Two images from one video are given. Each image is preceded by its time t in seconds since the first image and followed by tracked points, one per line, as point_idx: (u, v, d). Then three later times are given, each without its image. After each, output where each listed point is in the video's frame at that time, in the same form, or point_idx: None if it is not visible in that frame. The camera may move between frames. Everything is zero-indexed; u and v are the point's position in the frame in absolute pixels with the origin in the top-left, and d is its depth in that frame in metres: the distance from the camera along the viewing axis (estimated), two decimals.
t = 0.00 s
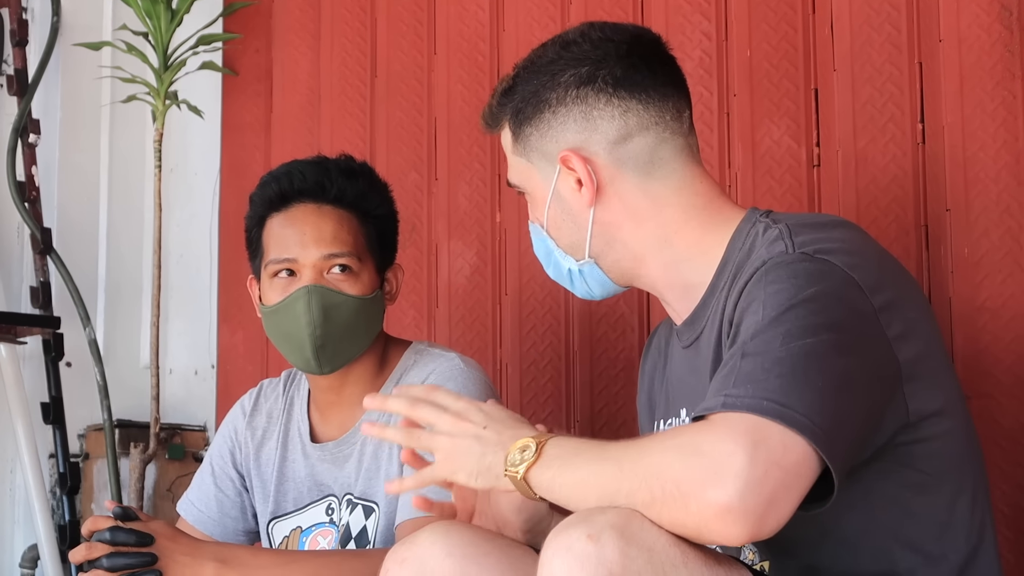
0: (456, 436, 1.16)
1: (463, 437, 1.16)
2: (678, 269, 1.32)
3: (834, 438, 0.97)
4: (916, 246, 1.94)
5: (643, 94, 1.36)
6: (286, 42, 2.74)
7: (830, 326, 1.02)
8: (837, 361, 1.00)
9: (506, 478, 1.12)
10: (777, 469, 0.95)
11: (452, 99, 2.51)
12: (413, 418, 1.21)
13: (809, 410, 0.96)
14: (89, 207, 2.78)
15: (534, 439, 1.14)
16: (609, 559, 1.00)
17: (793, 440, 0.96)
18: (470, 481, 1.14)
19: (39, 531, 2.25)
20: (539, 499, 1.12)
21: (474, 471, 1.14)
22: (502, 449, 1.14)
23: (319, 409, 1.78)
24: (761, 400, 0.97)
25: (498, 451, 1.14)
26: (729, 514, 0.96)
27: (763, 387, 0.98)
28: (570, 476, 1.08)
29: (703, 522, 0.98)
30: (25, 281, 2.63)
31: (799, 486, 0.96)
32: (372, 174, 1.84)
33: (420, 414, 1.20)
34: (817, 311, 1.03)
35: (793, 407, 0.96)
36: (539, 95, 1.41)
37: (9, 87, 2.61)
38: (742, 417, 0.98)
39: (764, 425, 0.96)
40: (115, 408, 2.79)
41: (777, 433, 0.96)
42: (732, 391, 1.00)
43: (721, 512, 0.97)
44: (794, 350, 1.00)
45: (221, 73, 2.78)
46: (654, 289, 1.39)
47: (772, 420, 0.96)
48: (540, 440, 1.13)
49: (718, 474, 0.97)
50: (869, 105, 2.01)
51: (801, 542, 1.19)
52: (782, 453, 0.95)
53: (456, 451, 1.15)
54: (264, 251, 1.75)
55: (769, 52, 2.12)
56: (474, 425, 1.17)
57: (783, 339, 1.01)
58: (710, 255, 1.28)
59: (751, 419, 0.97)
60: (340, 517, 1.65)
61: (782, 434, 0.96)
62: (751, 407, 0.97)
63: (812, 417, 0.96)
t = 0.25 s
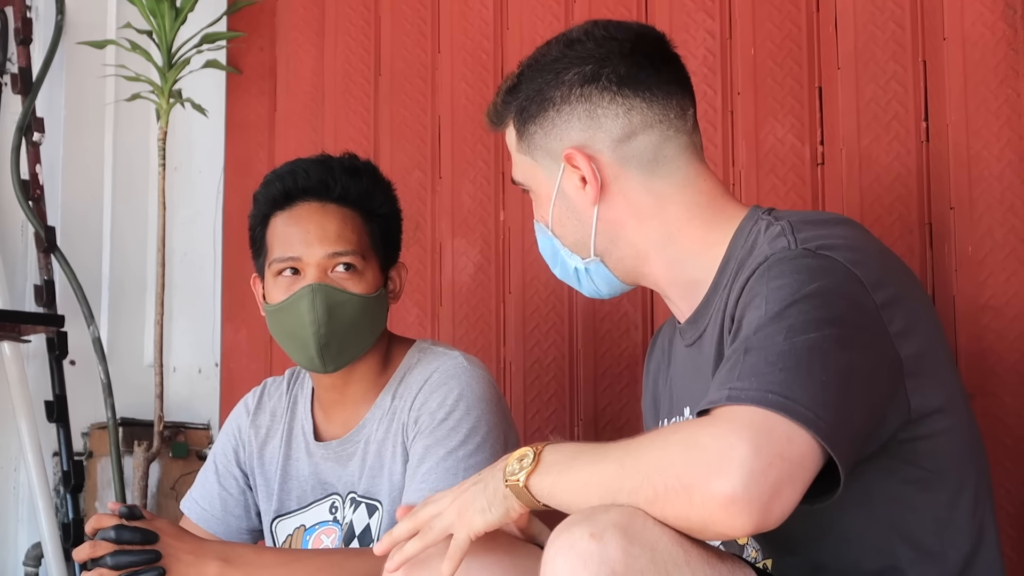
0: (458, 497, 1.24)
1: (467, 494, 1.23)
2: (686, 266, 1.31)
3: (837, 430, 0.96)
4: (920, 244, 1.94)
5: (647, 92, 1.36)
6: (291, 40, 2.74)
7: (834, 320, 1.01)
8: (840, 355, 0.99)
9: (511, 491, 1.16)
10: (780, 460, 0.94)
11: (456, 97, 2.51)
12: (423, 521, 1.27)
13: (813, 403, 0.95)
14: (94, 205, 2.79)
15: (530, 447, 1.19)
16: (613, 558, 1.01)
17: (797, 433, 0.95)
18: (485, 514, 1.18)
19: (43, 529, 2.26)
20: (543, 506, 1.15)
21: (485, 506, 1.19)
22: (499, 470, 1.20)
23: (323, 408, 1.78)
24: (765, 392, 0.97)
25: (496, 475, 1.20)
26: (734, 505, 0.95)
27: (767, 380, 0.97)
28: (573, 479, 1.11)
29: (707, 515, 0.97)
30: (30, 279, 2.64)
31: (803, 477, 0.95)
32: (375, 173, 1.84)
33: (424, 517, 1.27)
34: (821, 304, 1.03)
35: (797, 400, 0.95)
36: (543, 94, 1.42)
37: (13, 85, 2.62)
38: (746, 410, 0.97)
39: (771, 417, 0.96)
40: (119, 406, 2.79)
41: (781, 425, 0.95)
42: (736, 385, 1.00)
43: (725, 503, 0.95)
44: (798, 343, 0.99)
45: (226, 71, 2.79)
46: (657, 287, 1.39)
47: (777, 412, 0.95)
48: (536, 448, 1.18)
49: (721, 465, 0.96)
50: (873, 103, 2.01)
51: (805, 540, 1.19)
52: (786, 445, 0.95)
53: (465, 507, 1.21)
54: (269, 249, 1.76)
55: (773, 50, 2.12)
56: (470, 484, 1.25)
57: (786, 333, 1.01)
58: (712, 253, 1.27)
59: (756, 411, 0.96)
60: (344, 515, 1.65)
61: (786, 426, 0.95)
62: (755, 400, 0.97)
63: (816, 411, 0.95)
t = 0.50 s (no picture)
0: (460, 494, 1.24)
1: (468, 490, 1.23)
2: (693, 262, 1.32)
3: (837, 428, 0.96)
4: (923, 237, 1.93)
5: (659, 83, 1.36)
6: (294, 33, 2.74)
7: (836, 316, 1.02)
8: (842, 351, 0.99)
9: (511, 484, 1.17)
10: (779, 455, 0.95)
11: (459, 90, 2.50)
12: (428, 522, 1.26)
13: (813, 401, 0.96)
14: (97, 198, 2.79)
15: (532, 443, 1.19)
16: (611, 551, 1.01)
17: (796, 430, 0.95)
18: (486, 508, 1.19)
19: (46, 522, 2.27)
20: (543, 500, 1.15)
21: (486, 500, 1.19)
22: (499, 465, 1.21)
23: (326, 402, 1.78)
24: (766, 388, 0.97)
25: (496, 469, 1.21)
26: (731, 499, 0.96)
27: (768, 376, 0.98)
28: (574, 472, 1.11)
29: (705, 509, 0.98)
30: (33, 272, 2.64)
31: (801, 473, 0.96)
32: (379, 165, 1.84)
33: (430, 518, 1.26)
34: (823, 300, 1.03)
35: (797, 397, 0.96)
36: (555, 80, 1.42)
37: (16, 78, 2.62)
38: (747, 406, 0.97)
39: (772, 414, 0.96)
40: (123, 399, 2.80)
41: (781, 421, 0.95)
42: (737, 379, 1.00)
43: (723, 497, 0.96)
44: (799, 339, 0.99)
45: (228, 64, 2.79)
46: (663, 279, 1.40)
47: (778, 409, 0.96)
48: (538, 444, 1.18)
49: (719, 459, 0.97)
50: (877, 96, 2.00)
51: (807, 533, 1.19)
52: (786, 441, 0.95)
53: (466, 503, 1.22)
54: (273, 242, 1.76)
55: (777, 43, 2.11)
56: (470, 481, 1.25)
57: (788, 329, 1.01)
58: (722, 245, 1.28)
59: (757, 408, 0.97)
60: (347, 508, 1.66)
61: (786, 422, 0.95)
62: (756, 395, 0.97)
63: (815, 408, 0.96)
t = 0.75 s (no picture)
0: (462, 490, 1.24)
1: (470, 486, 1.23)
2: (699, 258, 1.32)
3: (839, 426, 0.97)
4: (924, 234, 1.93)
5: (669, 77, 1.36)
6: (294, 29, 2.74)
7: (840, 314, 1.02)
8: (845, 349, 1.00)
9: (512, 480, 1.17)
10: (779, 453, 0.95)
11: (460, 87, 2.50)
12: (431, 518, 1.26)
13: (815, 399, 0.96)
14: (98, 195, 2.79)
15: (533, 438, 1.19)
16: (612, 547, 1.01)
17: (797, 428, 0.95)
18: (487, 503, 1.19)
19: (48, 518, 2.27)
20: (544, 497, 1.15)
21: (487, 495, 1.19)
22: (502, 461, 1.21)
23: (328, 398, 1.79)
24: (768, 386, 0.97)
25: (498, 466, 1.21)
26: (731, 496, 0.96)
27: (770, 373, 0.98)
28: (575, 468, 1.11)
29: (705, 506, 0.98)
30: (34, 269, 2.65)
31: (801, 471, 0.96)
32: (381, 161, 1.84)
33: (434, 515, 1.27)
34: (827, 298, 1.03)
35: (799, 395, 0.96)
36: (565, 72, 1.42)
37: (17, 75, 2.62)
38: (748, 403, 0.97)
39: (772, 411, 0.96)
40: (124, 396, 2.80)
41: (782, 419, 0.96)
42: (739, 376, 1.00)
43: (723, 494, 0.96)
44: (802, 337, 1.00)
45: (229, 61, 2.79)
46: (668, 273, 1.39)
47: (779, 406, 0.96)
48: (539, 439, 1.18)
49: (719, 456, 0.97)
50: (879, 92, 2.00)
51: (808, 530, 1.19)
52: (787, 439, 0.95)
53: (469, 499, 1.22)
54: (274, 237, 1.76)
55: (778, 39, 2.11)
56: (472, 477, 1.25)
57: (791, 326, 1.01)
58: (727, 242, 1.28)
59: (758, 405, 0.97)
60: (349, 505, 1.66)
61: (787, 420, 0.96)
62: (758, 393, 0.97)
63: (817, 406, 0.96)
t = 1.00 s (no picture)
0: (465, 487, 1.24)
1: (473, 483, 1.24)
2: (706, 253, 1.31)
3: (839, 425, 0.97)
4: (925, 231, 1.93)
5: (678, 73, 1.36)
6: (295, 27, 2.74)
7: (843, 313, 1.02)
8: (846, 348, 1.00)
9: (514, 478, 1.17)
10: (779, 452, 0.95)
11: (461, 85, 2.50)
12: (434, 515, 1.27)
13: (815, 398, 0.96)
14: (99, 193, 2.80)
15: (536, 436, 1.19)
16: (611, 544, 1.01)
17: (797, 427, 0.96)
18: (489, 501, 1.19)
19: (49, 516, 2.28)
20: (545, 494, 1.15)
21: (489, 493, 1.19)
22: (503, 459, 1.21)
23: (330, 395, 1.79)
24: (768, 384, 0.97)
25: (500, 464, 1.21)
26: (730, 494, 0.96)
27: (771, 371, 0.98)
28: (576, 466, 1.11)
29: (704, 503, 0.99)
30: (35, 267, 2.65)
31: (801, 469, 0.96)
32: (382, 159, 1.85)
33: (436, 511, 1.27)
34: (829, 297, 1.03)
35: (800, 394, 0.96)
36: (574, 67, 1.42)
37: (18, 73, 2.62)
38: (748, 401, 0.98)
39: (772, 410, 0.96)
40: (125, 394, 2.81)
41: (782, 417, 0.96)
42: (740, 374, 1.00)
43: (722, 492, 0.97)
44: (804, 336, 1.00)
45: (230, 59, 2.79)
46: (675, 270, 1.39)
47: (779, 405, 0.96)
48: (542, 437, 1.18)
49: (719, 455, 0.97)
50: (879, 89, 2.00)
51: (810, 528, 1.20)
52: (787, 438, 0.95)
53: (471, 496, 1.22)
54: (275, 235, 1.76)
55: (779, 36, 2.11)
56: (476, 474, 1.25)
57: (794, 324, 1.01)
58: (732, 240, 1.28)
59: (758, 403, 0.97)
60: (350, 502, 1.66)
61: (787, 419, 0.96)
62: (758, 391, 0.97)
63: (818, 405, 0.96)
